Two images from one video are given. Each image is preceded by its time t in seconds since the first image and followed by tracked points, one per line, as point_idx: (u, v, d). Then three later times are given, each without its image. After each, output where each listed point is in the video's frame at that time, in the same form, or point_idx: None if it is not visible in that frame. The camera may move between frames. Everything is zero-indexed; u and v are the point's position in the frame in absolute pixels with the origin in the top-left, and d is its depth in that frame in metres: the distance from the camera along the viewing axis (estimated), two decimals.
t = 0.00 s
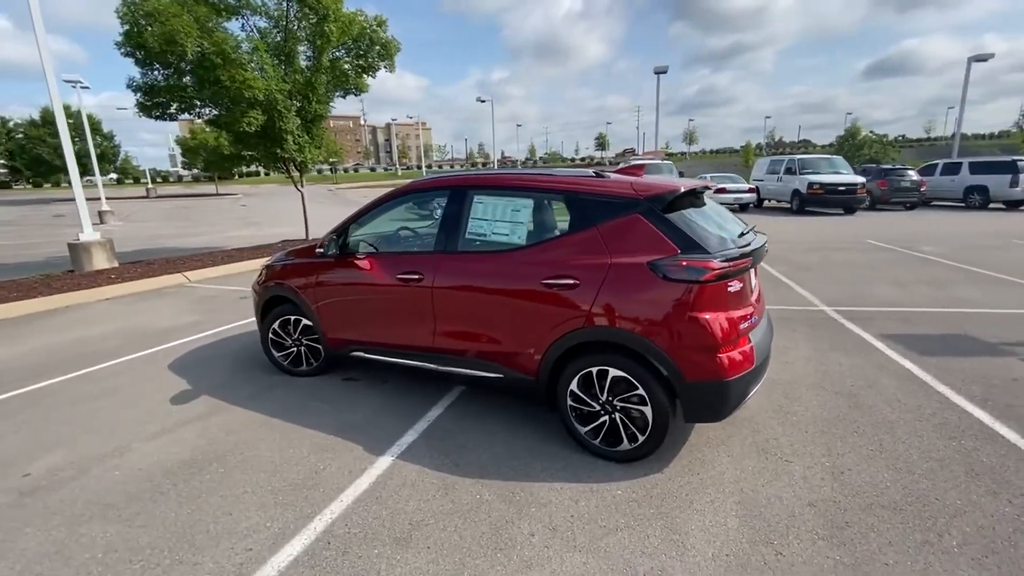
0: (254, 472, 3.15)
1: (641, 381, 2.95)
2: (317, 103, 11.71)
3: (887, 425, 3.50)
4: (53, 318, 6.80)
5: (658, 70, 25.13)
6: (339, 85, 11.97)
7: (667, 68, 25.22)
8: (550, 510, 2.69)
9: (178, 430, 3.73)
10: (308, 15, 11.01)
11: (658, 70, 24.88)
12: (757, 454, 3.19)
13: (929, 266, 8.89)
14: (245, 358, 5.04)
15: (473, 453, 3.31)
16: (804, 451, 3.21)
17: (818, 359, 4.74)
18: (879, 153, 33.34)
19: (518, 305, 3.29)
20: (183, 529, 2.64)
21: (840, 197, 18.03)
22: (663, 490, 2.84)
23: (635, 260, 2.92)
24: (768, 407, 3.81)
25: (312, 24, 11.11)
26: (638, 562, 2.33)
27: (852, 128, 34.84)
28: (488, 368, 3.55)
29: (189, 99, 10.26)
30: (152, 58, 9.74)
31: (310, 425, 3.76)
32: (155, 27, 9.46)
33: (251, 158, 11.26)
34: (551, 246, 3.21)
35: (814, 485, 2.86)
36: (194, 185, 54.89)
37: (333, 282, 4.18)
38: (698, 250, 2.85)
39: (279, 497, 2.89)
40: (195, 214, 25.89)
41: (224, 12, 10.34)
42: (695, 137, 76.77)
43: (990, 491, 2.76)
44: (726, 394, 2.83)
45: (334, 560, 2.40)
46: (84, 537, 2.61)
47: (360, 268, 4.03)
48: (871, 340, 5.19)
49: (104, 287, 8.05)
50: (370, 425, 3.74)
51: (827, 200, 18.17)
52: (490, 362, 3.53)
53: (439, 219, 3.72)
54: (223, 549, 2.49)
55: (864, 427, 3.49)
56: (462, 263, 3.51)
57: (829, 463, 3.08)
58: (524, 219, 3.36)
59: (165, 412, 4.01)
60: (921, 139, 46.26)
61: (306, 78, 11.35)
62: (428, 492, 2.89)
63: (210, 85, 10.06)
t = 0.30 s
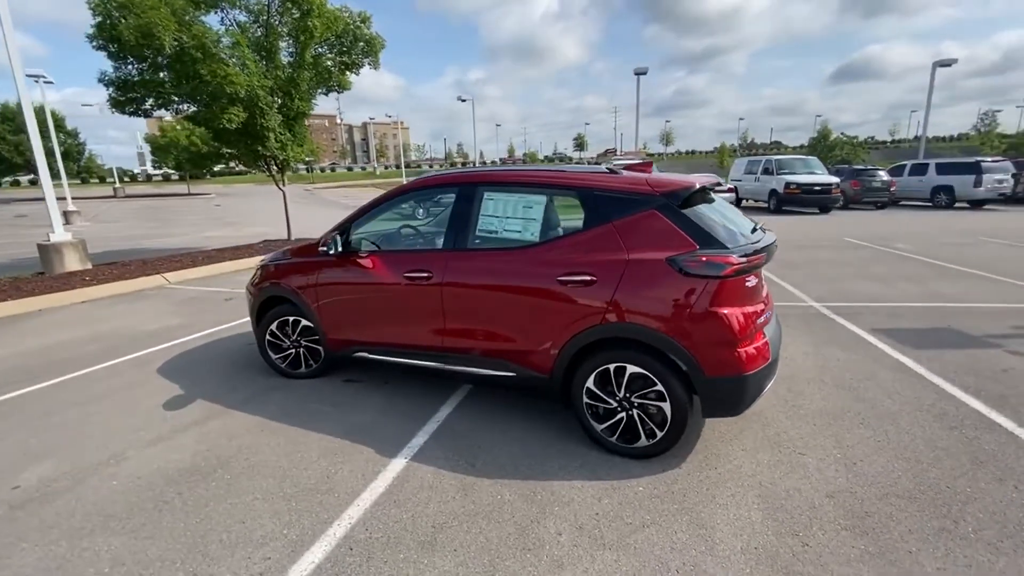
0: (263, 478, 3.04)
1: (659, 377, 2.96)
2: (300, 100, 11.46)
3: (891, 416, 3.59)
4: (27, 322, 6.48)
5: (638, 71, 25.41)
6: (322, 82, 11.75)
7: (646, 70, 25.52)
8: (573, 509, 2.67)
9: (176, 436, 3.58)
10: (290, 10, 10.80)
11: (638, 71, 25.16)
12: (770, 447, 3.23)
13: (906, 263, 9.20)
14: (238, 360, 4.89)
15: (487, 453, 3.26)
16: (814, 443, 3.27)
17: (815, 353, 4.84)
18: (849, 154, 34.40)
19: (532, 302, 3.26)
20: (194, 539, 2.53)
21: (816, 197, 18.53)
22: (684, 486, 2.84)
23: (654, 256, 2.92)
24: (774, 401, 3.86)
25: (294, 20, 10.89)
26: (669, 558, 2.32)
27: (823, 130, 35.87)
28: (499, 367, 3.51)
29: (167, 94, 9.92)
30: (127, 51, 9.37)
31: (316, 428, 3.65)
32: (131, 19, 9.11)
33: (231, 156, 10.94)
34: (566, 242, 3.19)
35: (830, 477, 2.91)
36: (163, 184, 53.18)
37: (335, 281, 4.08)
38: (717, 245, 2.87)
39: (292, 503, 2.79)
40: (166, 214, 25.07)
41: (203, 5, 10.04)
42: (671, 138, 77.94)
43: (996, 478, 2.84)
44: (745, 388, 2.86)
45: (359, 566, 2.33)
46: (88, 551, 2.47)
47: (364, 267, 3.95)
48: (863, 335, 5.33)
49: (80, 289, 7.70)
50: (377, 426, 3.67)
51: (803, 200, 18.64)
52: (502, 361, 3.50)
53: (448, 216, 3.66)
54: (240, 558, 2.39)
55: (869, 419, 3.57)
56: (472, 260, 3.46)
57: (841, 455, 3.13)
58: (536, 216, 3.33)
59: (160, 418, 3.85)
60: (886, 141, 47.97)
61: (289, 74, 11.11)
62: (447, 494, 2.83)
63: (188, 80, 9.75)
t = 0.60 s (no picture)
0: (273, 486, 2.94)
1: (675, 376, 2.97)
2: (280, 97, 11.20)
3: (890, 410, 3.70)
4: None
5: (617, 73, 25.66)
6: (302, 79, 11.49)
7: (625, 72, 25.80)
8: (596, 510, 2.66)
9: (174, 445, 3.44)
10: (270, 6, 10.57)
11: (617, 73, 25.42)
12: (779, 442, 3.29)
13: (882, 261, 9.52)
14: (231, 366, 4.73)
15: (501, 455, 3.23)
16: (821, 437, 3.33)
17: (809, 350, 4.96)
18: (819, 156, 35.44)
19: (546, 303, 3.24)
20: (207, 553, 2.42)
21: (790, 197, 19.04)
22: (702, 483, 2.86)
23: (670, 255, 2.94)
24: (777, 397, 3.93)
25: (275, 15, 10.64)
26: (697, 556, 2.32)
27: (794, 133, 36.86)
28: (510, 368, 3.48)
29: (141, 90, 9.55)
30: (98, 45, 8.99)
31: (321, 434, 3.55)
32: (104, 10, 8.74)
33: (208, 153, 10.63)
34: (579, 243, 3.18)
35: (841, 471, 2.97)
36: (128, 184, 51.24)
37: (337, 283, 3.98)
38: (732, 244, 2.91)
39: (307, 511, 2.71)
40: (133, 214, 24.06)
41: None
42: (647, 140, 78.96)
43: (997, 468, 2.95)
44: (761, 385, 2.90)
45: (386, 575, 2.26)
46: (93, 569, 2.34)
47: (368, 268, 3.86)
48: (851, 331, 5.48)
49: (52, 293, 7.35)
50: (384, 431, 3.60)
51: (779, 200, 19.11)
52: (512, 362, 3.46)
53: (455, 216, 3.61)
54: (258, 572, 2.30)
55: (870, 413, 3.66)
56: (483, 261, 3.42)
57: (848, 448, 3.21)
58: (548, 215, 3.31)
59: (153, 427, 3.69)
60: (852, 143, 49.67)
61: (269, 71, 10.85)
62: (466, 498, 2.79)
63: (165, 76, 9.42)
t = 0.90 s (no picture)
0: (285, 490, 2.88)
1: (687, 370, 3.03)
2: (259, 94, 10.95)
3: (884, 401, 3.85)
4: None
5: (595, 74, 25.84)
6: (282, 76, 11.26)
7: (603, 73, 26.02)
8: (615, 504, 2.69)
9: (175, 451, 3.33)
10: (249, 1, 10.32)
11: (595, 74, 25.62)
12: (783, 434, 3.39)
13: (858, 259, 9.88)
14: (225, 370, 4.61)
15: (514, 453, 3.23)
16: (822, 429, 3.44)
17: (800, 345, 5.11)
18: (790, 158, 36.46)
19: (557, 301, 3.26)
20: (225, 560, 2.36)
21: (764, 197, 19.57)
22: (715, 475, 2.92)
23: (681, 253, 2.99)
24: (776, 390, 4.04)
25: (254, 10, 10.40)
26: (720, 546, 2.37)
27: (765, 134, 37.83)
28: (519, 367, 3.48)
29: (114, 85, 9.22)
30: (67, 38, 8.62)
31: (327, 437, 3.49)
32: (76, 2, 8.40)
33: (185, 151, 10.32)
34: (590, 241, 3.22)
35: (845, 460, 3.07)
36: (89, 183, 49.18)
37: (339, 283, 3.92)
38: (742, 242, 2.98)
39: (324, 514, 2.66)
40: (97, 214, 23.12)
41: None
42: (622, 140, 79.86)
43: (989, 454, 3.10)
44: (770, 378, 2.98)
45: None
46: None
47: (372, 268, 3.82)
48: (837, 326, 5.68)
49: (22, 297, 7.02)
50: (392, 432, 3.56)
51: (754, 200, 19.60)
52: (522, 361, 3.47)
53: (463, 215, 3.61)
54: None
55: (865, 404, 3.81)
56: (492, 260, 3.42)
57: (849, 438, 3.33)
58: (558, 214, 3.33)
59: (149, 434, 3.56)
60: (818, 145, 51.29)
61: (248, 67, 10.60)
62: (484, 496, 2.78)
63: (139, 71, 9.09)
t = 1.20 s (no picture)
0: (304, 493, 2.86)
1: (698, 366, 3.14)
2: (239, 92, 10.71)
3: (874, 392, 4.04)
4: None
5: (573, 75, 26.05)
6: (263, 74, 11.05)
7: (581, 75, 26.27)
8: (635, 496, 2.77)
9: (183, 457, 3.26)
10: None
11: (573, 76, 25.85)
12: (786, 425, 3.53)
13: (833, 257, 10.29)
14: (223, 374, 4.52)
15: (529, 450, 3.28)
16: (821, 419, 3.60)
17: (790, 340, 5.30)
18: (761, 160, 37.50)
19: (570, 300, 3.32)
20: (253, 564, 2.34)
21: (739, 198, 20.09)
22: (727, 466, 3.03)
23: (693, 252, 3.10)
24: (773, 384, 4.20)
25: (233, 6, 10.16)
26: (740, 534, 2.47)
27: (737, 136, 38.81)
28: (531, 366, 3.53)
29: (87, 81, 8.90)
30: (36, 32, 8.28)
31: (338, 438, 3.47)
32: None
33: (161, 149, 10.02)
34: (602, 240, 3.29)
35: (846, 449, 3.22)
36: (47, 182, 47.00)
37: (346, 284, 3.90)
38: (750, 241, 3.11)
39: (348, 515, 2.66)
40: (59, 215, 22.14)
41: None
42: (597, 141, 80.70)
43: (976, 440, 3.30)
44: (777, 372, 3.11)
45: (449, 573, 2.27)
46: None
47: (380, 269, 3.81)
48: (823, 322, 5.91)
49: None
50: (404, 432, 3.56)
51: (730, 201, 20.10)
52: (534, 360, 3.52)
53: (473, 215, 3.64)
54: None
55: (857, 395, 3.99)
56: (504, 260, 3.46)
57: (847, 428, 3.49)
58: (569, 214, 3.40)
59: (153, 440, 3.47)
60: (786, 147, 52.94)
61: (227, 63, 10.36)
62: (506, 493, 2.82)
63: (114, 66, 8.81)
